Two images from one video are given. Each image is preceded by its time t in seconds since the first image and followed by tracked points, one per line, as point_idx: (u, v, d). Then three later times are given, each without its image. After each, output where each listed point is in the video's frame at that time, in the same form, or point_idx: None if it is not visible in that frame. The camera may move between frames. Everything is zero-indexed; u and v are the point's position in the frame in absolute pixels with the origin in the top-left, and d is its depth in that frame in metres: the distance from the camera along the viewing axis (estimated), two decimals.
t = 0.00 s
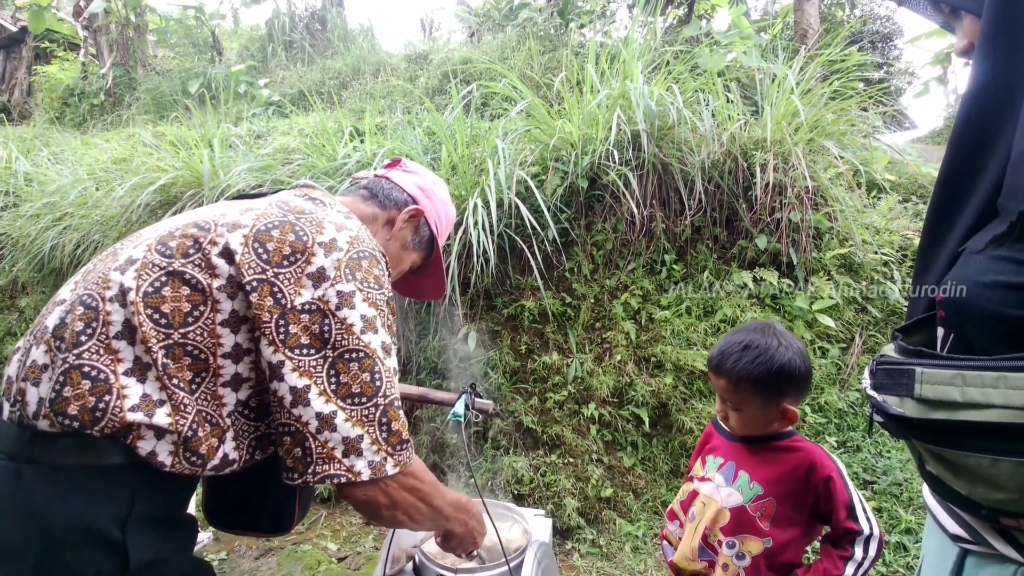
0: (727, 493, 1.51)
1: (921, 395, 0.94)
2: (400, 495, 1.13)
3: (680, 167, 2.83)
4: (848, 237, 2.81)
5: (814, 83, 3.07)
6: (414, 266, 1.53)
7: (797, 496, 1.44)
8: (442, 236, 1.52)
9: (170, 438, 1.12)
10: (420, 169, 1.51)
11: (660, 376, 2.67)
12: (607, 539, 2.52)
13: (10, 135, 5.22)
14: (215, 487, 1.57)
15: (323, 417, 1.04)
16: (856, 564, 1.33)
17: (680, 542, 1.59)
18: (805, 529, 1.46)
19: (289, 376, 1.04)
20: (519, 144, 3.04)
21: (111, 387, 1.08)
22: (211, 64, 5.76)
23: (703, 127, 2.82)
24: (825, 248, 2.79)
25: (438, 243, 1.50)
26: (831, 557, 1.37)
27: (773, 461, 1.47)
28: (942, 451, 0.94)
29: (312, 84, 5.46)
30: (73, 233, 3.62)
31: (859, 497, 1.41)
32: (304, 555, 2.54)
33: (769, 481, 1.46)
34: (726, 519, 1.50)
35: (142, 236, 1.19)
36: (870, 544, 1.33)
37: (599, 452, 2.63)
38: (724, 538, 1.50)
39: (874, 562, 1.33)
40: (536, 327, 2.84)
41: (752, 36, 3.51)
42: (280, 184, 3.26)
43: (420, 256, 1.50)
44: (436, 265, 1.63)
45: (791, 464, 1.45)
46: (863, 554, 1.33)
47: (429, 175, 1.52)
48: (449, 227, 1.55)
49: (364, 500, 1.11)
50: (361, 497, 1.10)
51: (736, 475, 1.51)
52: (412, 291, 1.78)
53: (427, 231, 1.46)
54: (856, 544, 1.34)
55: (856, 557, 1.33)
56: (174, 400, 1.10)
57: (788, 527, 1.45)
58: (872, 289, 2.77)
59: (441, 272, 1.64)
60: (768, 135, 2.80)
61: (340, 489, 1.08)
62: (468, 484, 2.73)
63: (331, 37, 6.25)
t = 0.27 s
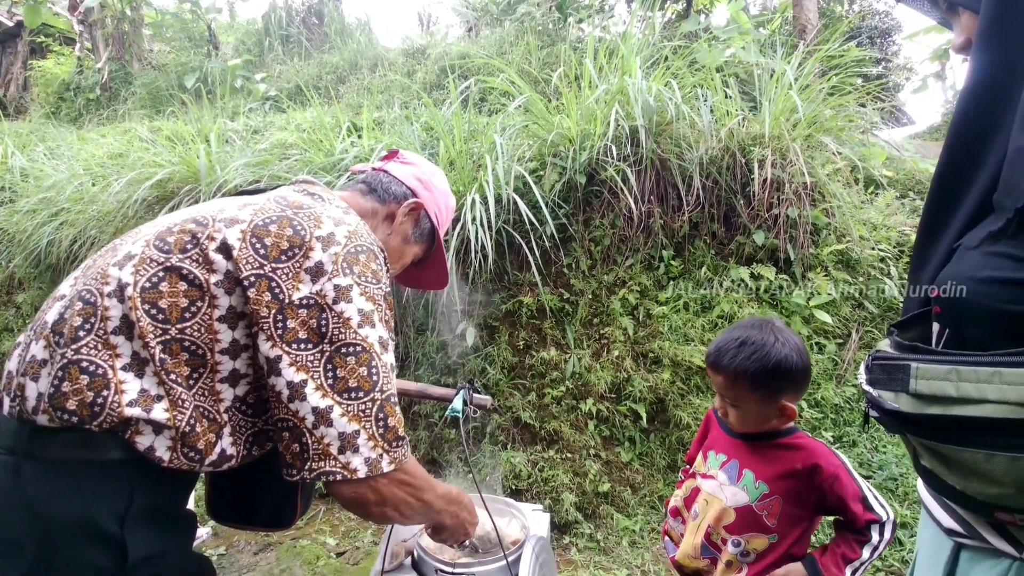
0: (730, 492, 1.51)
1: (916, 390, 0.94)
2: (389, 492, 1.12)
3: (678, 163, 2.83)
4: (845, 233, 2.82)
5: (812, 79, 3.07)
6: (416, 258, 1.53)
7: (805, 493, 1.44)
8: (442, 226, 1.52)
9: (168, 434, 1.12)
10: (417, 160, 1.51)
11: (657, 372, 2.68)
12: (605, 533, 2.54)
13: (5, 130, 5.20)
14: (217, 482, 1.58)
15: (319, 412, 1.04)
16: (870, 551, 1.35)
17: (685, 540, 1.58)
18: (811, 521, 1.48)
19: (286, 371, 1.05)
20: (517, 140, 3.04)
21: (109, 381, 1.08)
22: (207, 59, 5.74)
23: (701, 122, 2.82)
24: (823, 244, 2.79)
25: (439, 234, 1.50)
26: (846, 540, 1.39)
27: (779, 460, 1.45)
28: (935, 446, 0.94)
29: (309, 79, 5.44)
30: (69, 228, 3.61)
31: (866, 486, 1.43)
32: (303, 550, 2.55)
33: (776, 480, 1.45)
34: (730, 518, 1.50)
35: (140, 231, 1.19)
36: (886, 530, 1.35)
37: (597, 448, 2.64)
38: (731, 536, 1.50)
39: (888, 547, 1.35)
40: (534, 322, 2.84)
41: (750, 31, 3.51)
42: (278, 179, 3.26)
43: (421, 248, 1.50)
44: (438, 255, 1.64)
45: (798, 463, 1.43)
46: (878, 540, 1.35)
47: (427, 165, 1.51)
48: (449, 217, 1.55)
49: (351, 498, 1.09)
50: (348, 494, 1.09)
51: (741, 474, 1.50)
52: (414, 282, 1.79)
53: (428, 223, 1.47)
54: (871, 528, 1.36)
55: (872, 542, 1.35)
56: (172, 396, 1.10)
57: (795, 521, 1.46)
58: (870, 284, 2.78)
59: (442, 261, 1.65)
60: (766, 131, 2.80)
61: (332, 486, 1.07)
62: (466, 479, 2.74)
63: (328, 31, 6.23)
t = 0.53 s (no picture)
0: (731, 495, 1.51)
1: (906, 390, 0.92)
2: (379, 483, 1.10)
3: (676, 161, 2.84)
4: (842, 232, 2.83)
5: (810, 77, 3.08)
6: (417, 253, 1.54)
7: (805, 497, 1.45)
8: (442, 220, 1.53)
9: (169, 433, 1.13)
10: (413, 155, 1.51)
11: (655, 370, 2.69)
12: (602, 531, 2.55)
13: (2, 128, 5.19)
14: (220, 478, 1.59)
15: (316, 404, 1.04)
16: (865, 554, 1.36)
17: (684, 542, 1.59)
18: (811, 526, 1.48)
19: (286, 364, 1.05)
20: (515, 138, 3.05)
21: (110, 381, 1.09)
22: (204, 57, 5.74)
23: (699, 121, 2.83)
24: (820, 243, 2.80)
25: (440, 228, 1.51)
26: (841, 542, 1.40)
27: (780, 463, 1.46)
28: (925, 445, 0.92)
29: (307, 77, 5.44)
30: (68, 227, 3.61)
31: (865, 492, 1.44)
32: (302, 548, 2.56)
33: (778, 484, 1.46)
34: (731, 521, 1.51)
35: (140, 231, 1.19)
36: (881, 536, 1.35)
37: (595, 446, 2.66)
38: (732, 540, 1.50)
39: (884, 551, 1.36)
40: (532, 321, 2.85)
41: (749, 30, 3.52)
42: (276, 178, 3.26)
43: (423, 243, 1.51)
44: (438, 250, 1.65)
45: (799, 467, 1.44)
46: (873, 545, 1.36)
47: (424, 160, 1.51)
48: (448, 209, 1.56)
49: (342, 492, 1.07)
50: (336, 490, 1.07)
51: (743, 478, 1.50)
52: (417, 275, 1.80)
53: (427, 218, 1.48)
54: (867, 534, 1.36)
55: (867, 547, 1.36)
56: (172, 395, 1.11)
57: (795, 526, 1.47)
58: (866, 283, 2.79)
59: (444, 255, 1.66)
60: (764, 130, 2.81)
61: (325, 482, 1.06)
62: (464, 477, 2.75)
63: (326, 29, 6.23)
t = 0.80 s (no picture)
0: (730, 500, 1.52)
1: (895, 389, 0.91)
2: (365, 480, 1.10)
3: (674, 160, 2.84)
4: (839, 231, 2.84)
5: (808, 77, 3.09)
6: (415, 253, 1.55)
7: (803, 500, 1.46)
8: (440, 222, 1.54)
9: (168, 432, 1.13)
10: (414, 156, 1.51)
11: (653, 369, 2.70)
12: (600, 529, 2.56)
13: None
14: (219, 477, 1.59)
15: (310, 401, 1.05)
16: (858, 557, 1.37)
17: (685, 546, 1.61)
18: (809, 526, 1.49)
19: (281, 361, 1.06)
20: (513, 137, 3.05)
21: (108, 380, 1.09)
22: (202, 55, 5.74)
23: (697, 120, 2.84)
24: (817, 241, 2.81)
25: (437, 230, 1.52)
26: (835, 544, 1.41)
27: (778, 467, 1.47)
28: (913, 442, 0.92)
29: (305, 76, 5.44)
30: (66, 226, 3.61)
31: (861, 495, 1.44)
32: (301, 547, 2.57)
33: (776, 488, 1.46)
34: (731, 525, 1.52)
35: (138, 231, 1.20)
36: (875, 539, 1.36)
37: (593, 444, 2.67)
38: (730, 544, 1.52)
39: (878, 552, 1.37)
40: (530, 320, 2.86)
41: (747, 28, 3.53)
42: (274, 177, 3.26)
43: (421, 244, 1.52)
44: (435, 250, 1.66)
45: (797, 471, 1.45)
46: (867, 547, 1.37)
47: (424, 161, 1.52)
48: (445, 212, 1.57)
49: (332, 491, 1.08)
50: (326, 488, 1.07)
51: (741, 482, 1.50)
52: (411, 275, 1.80)
53: (426, 220, 1.48)
54: (861, 536, 1.37)
55: (861, 549, 1.36)
56: (170, 394, 1.11)
57: (793, 528, 1.48)
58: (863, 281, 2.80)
59: (441, 255, 1.67)
60: (762, 129, 2.81)
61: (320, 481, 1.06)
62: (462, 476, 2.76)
63: (324, 27, 6.23)
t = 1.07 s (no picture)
0: (723, 499, 1.52)
1: (884, 385, 0.91)
2: (363, 481, 1.11)
3: (672, 159, 2.85)
4: (837, 230, 2.84)
5: (806, 76, 3.10)
6: (412, 251, 1.56)
7: (795, 503, 1.45)
8: (436, 220, 1.54)
9: (165, 432, 1.14)
10: (409, 155, 1.52)
11: (651, 367, 2.71)
12: (598, 527, 2.57)
13: None
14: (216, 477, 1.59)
15: (310, 403, 1.05)
16: (848, 564, 1.34)
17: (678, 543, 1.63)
18: (802, 530, 1.49)
19: (281, 363, 1.06)
20: (511, 137, 3.06)
21: (106, 380, 1.10)
22: (200, 54, 5.73)
23: (695, 119, 2.84)
24: (815, 240, 2.82)
25: (434, 227, 1.53)
26: (825, 550, 1.40)
27: (772, 468, 1.47)
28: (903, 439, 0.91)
29: (304, 75, 5.44)
30: (64, 225, 3.61)
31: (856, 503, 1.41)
32: (299, 545, 2.57)
33: (769, 490, 1.46)
34: (724, 525, 1.53)
35: (135, 231, 1.20)
36: (868, 547, 1.32)
37: (591, 442, 2.67)
38: (721, 542, 1.53)
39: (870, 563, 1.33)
40: (529, 318, 2.86)
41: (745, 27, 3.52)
42: (273, 176, 3.27)
43: (417, 242, 1.53)
44: (432, 250, 1.67)
45: (790, 473, 1.44)
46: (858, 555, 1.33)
47: (419, 160, 1.53)
48: (442, 209, 1.58)
49: (332, 491, 1.09)
50: (326, 489, 1.09)
51: (734, 482, 1.51)
52: (409, 273, 1.81)
53: (422, 218, 1.49)
54: (852, 544, 1.33)
55: (851, 556, 1.33)
56: (167, 394, 1.12)
57: (786, 531, 1.48)
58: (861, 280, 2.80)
59: (438, 255, 1.67)
60: (759, 128, 2.82)
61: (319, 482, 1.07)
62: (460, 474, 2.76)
63: (323, 26, 6.23)
